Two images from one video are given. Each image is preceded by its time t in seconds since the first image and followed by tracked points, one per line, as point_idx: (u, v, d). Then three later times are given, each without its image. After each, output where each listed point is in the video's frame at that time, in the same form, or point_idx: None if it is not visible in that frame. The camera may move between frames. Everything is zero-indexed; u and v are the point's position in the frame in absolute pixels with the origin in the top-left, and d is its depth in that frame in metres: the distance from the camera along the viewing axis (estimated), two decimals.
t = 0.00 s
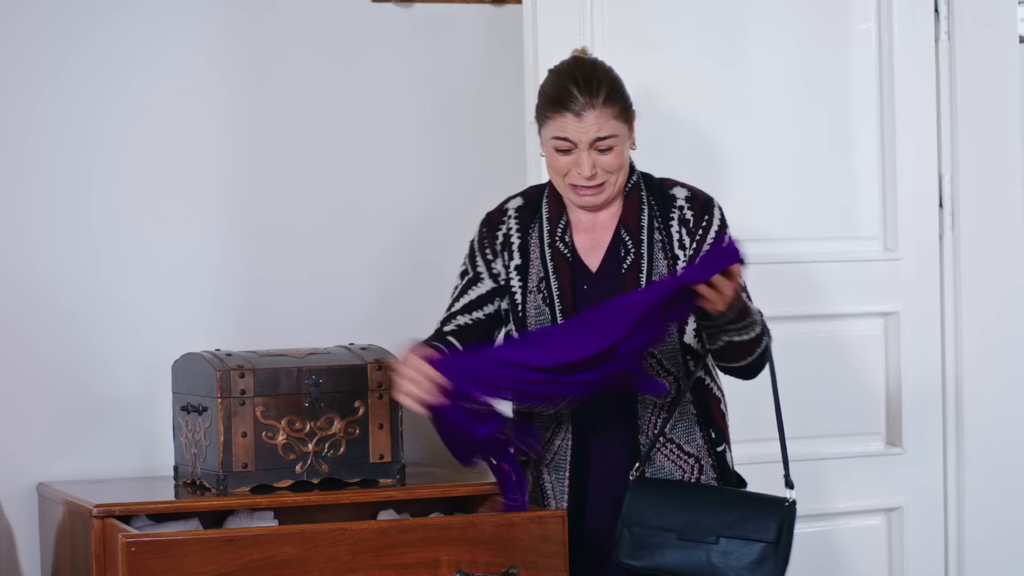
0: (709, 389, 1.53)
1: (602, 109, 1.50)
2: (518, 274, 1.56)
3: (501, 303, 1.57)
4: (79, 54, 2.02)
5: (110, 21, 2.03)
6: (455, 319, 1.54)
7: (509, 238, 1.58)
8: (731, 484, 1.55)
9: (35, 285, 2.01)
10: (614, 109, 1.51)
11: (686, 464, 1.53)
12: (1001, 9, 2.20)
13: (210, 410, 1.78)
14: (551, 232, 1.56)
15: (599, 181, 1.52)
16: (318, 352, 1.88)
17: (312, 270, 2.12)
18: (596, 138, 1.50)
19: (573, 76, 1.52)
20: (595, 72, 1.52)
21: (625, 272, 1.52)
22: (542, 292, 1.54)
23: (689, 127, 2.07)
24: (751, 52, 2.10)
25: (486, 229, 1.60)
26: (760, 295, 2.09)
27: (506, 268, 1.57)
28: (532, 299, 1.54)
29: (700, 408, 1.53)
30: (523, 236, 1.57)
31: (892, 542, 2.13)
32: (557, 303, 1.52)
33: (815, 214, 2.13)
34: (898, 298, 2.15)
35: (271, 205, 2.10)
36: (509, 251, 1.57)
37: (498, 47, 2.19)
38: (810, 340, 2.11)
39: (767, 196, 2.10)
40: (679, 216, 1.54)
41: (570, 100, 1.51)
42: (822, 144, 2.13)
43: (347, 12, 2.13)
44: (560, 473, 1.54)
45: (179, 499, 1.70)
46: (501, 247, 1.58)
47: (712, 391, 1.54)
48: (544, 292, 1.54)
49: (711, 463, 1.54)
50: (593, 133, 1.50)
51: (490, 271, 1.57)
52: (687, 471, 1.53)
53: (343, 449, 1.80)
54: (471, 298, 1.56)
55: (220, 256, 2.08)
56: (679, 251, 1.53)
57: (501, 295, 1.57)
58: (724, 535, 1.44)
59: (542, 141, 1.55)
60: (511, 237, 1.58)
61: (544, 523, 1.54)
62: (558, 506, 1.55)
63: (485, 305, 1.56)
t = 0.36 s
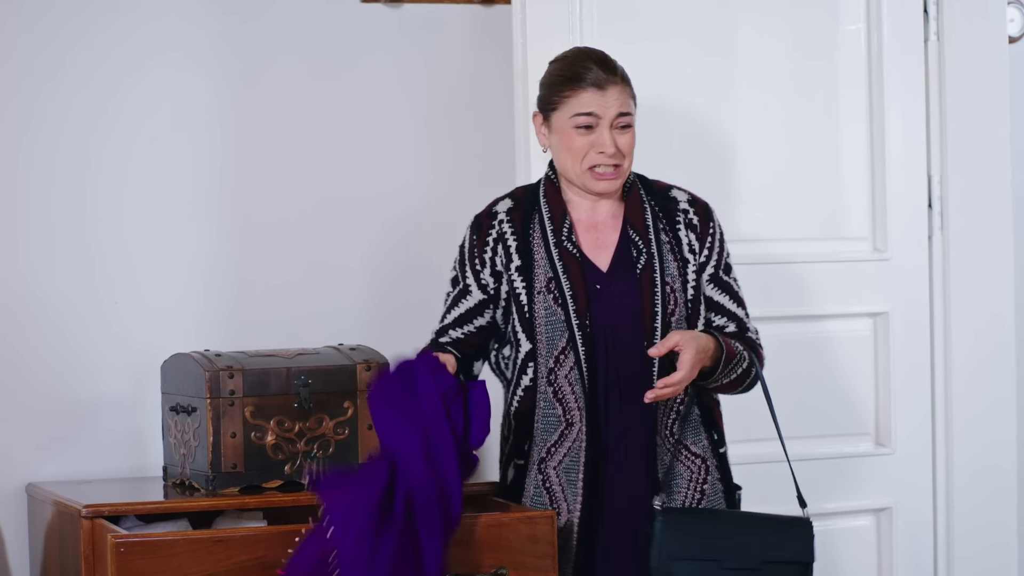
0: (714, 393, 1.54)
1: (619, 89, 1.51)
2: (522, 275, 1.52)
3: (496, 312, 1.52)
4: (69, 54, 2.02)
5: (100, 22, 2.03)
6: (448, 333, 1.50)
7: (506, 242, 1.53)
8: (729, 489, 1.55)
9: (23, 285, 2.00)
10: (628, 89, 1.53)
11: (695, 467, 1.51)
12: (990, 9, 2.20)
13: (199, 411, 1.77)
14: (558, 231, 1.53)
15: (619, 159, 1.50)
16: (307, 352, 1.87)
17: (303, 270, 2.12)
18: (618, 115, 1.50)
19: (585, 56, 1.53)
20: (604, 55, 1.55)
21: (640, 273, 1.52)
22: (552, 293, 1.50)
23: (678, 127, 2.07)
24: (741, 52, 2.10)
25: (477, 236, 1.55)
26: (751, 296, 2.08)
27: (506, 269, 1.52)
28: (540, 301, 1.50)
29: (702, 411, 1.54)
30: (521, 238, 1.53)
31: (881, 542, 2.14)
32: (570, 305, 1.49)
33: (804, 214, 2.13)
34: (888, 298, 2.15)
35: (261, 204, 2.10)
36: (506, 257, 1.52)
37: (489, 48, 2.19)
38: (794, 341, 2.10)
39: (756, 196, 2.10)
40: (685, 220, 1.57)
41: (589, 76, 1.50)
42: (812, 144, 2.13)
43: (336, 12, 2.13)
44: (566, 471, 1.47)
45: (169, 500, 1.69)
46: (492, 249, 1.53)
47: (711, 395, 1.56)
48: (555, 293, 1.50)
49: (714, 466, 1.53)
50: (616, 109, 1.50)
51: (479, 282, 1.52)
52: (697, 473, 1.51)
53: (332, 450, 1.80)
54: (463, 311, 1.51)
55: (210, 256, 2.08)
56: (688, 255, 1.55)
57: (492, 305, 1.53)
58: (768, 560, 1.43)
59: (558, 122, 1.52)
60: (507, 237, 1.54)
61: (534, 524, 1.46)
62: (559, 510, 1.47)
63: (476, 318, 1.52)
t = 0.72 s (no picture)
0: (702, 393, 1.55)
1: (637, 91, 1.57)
2: (514, 280, 1.52)
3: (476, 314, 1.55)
4: (63, 56, 2.02)
5: (94, 23, 2.03)
6: (423, 330, 1.54)
7: (497, 247, 1.54)
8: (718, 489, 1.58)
9: (16, 288, 2.00)
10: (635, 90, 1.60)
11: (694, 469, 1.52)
12: (984, 10, 2.20)
13: (192, 413, 1.77)
14: (552, 236, 1.53)
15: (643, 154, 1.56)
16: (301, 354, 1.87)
17: (296, 272, 2.12)
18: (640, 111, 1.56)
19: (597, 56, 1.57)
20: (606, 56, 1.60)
21: (637, 275, 1.52)
22: (550, 298, 1.50)
23: (670, 129, 2.07)
24: (734, 54, 2.10)
25: (462, 238, 1.55)
26: (742, 298, 2.09)
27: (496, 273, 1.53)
28: (537, 305, 1.50)
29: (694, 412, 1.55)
30: (514, 241, 1.53)
31: (874, 544, 2.14)
32: (569, 310, 1.49)
33: (796, 216, 2.13)
34: (880, 300, 2.15)
35: (254, 205, 2.10)
36: (497, 262, 1.53)
37: (481, 51, 2.19)
38: (771, 343, 2.10)
39: (749, 198, 2.10)
40: (671, 221, 1.59)
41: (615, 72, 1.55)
42: (805, 146, 2.13)
43: (329, 13, 2.13)
44: (564, 477, 1.48)
45: (161, 501, 1.68)
46: (480, 255, 1.54)
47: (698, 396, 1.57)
48: (553, 298, 1.50)
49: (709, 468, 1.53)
50: (638, 106, 1.56)
51: (464, 287, 1.54)
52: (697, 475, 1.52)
53: (325, 451, 1.79)
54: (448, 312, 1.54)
55: (204, 257, 2.08)
56: (677, 254, 1.56)
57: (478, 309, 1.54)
58: (808, 524, 1.52)
59: (585, 121, 1.53)
60: (496, 240, 1.54)
61: (526, 525, 1.48)
62: (556, 514, 1.49)
63: (460, 320, 1.55)
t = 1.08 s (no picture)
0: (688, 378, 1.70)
1: (620, 116, 1.65)
2: (507, 266, 1.67)
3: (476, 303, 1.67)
4: (57, 56, 2.02)
5: (87, 23, 2.03)
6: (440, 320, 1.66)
7: (495, 230, 1.69)
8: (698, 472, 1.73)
9: (8, 287, 2.00)
10: (627, 112, 1.66)
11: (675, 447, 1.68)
12: (977, 10, 2.20)
13: (184, 412, 1.76)
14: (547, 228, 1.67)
15: (615, 179, 1.66)
16: (293, 354, 1.85)
17: (289, 272, 2.12)
18: (617, 140, 1.64)
19: (587, 74, 1.64)
20: (605, 72, 1.66)
21: (629, 267, 1.68)
22: (538, 285, 1.65)
23: (663, 129, 2.07)
24: (725, 54, 2.10)
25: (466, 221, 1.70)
26: (735, 297, 2.09)
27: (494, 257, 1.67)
28: (525, 291, 1.66)
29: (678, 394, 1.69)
30: (511, 223, 1.69)
31: (866, 543, 2.14)
32: (556, 298, 1.64)
33: (789, 216, 2.13)
34: (873, 299, 2.15)
35: (246, 205, 2.10)
36: (495, 247, 1.68)
37: (473, 52, 2.20)
38: (763, 342, 2.10)
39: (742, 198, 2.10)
40: (665, 215, 1.74)
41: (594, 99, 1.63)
42: (797, 145, 2.13)
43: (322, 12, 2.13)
44: (549, 465, 1.61)
45: (153, 501, 1.68)
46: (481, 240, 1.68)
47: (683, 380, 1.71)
48: (541, 285, 1.65)
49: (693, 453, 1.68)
50: (615, 135, 1.64)
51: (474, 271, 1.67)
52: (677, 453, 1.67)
53: (318, 451, 1.79)
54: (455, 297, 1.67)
55: (198, 258, 2.08)
56: (671, 246, 1.72)
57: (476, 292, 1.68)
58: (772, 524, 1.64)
59: (558, 142, 1.65)
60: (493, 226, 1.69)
61: (519, 525, 1.55)
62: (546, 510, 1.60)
63: (469, 299, 1.67)
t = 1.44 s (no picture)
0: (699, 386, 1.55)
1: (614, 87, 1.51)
2: (518, 276, 1.50)
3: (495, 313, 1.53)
4: (49, 54, 2.02)
5: (79, 22, 2.03)
6: (465, 330, 1.50)
7: (503, 238, 1.52)
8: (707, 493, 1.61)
9: None
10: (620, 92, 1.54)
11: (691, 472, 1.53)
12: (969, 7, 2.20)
13: (176, 410, 1.75)
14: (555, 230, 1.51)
15: (614, 158, 1.51)
16: (284, 352, 1.85)
17: (281, 269, 2.12)
18: (614, 114, 1.50)
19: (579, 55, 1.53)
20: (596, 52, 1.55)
21: (640, 271, 1.50)
22: (550, 292, 1.49)
23: (655, 126, 2.07)
24: (717, 51, 2.10)
25: (475, 233, 1.53)
26: (726, 295, 2.09)
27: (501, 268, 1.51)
28: (535, 299, 1.49)
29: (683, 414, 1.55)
30: (518, 233, 1.52)
31: (858, 541, 2.14)
32: (570, 304, 1.48)
33: (782, 214, 2.13)
34: (865, 297, 2.15)
35: (238, 203, 2.10)
36: (502, 254, 1.51)
37: (467, 51, 2.19)
38: (759, 339, 2.10)
39: (733, 196, 2.10)
40: (672, 219, 1.58)
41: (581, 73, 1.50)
42: (790, 142, 2.13)
43: (313, 9, 2.13)
44: (565, 469, 1.47)
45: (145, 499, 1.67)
46: (494, 250, 1.52)
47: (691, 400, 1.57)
48: (552, 292, 1.48)
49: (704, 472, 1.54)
50: (612, 108, 1.50)
51: (488, 279, 1.51)
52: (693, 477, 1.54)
53: (310, 449, 1.78)
54: (472, 311, 1.51)
55: (190, 255, 2.08)
56: (677, 253, 1.56)
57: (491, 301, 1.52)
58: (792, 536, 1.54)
59: (555, 123, 1.51)
60: (501, 234, 1.52)
61: (511, 522, 1.50)
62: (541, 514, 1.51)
63: (483, 317, 1.52)
